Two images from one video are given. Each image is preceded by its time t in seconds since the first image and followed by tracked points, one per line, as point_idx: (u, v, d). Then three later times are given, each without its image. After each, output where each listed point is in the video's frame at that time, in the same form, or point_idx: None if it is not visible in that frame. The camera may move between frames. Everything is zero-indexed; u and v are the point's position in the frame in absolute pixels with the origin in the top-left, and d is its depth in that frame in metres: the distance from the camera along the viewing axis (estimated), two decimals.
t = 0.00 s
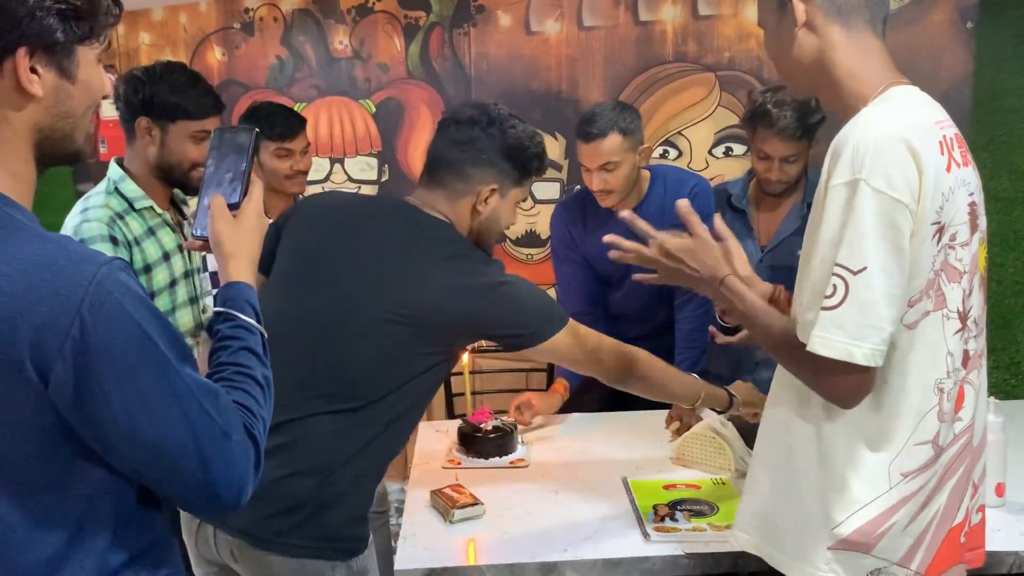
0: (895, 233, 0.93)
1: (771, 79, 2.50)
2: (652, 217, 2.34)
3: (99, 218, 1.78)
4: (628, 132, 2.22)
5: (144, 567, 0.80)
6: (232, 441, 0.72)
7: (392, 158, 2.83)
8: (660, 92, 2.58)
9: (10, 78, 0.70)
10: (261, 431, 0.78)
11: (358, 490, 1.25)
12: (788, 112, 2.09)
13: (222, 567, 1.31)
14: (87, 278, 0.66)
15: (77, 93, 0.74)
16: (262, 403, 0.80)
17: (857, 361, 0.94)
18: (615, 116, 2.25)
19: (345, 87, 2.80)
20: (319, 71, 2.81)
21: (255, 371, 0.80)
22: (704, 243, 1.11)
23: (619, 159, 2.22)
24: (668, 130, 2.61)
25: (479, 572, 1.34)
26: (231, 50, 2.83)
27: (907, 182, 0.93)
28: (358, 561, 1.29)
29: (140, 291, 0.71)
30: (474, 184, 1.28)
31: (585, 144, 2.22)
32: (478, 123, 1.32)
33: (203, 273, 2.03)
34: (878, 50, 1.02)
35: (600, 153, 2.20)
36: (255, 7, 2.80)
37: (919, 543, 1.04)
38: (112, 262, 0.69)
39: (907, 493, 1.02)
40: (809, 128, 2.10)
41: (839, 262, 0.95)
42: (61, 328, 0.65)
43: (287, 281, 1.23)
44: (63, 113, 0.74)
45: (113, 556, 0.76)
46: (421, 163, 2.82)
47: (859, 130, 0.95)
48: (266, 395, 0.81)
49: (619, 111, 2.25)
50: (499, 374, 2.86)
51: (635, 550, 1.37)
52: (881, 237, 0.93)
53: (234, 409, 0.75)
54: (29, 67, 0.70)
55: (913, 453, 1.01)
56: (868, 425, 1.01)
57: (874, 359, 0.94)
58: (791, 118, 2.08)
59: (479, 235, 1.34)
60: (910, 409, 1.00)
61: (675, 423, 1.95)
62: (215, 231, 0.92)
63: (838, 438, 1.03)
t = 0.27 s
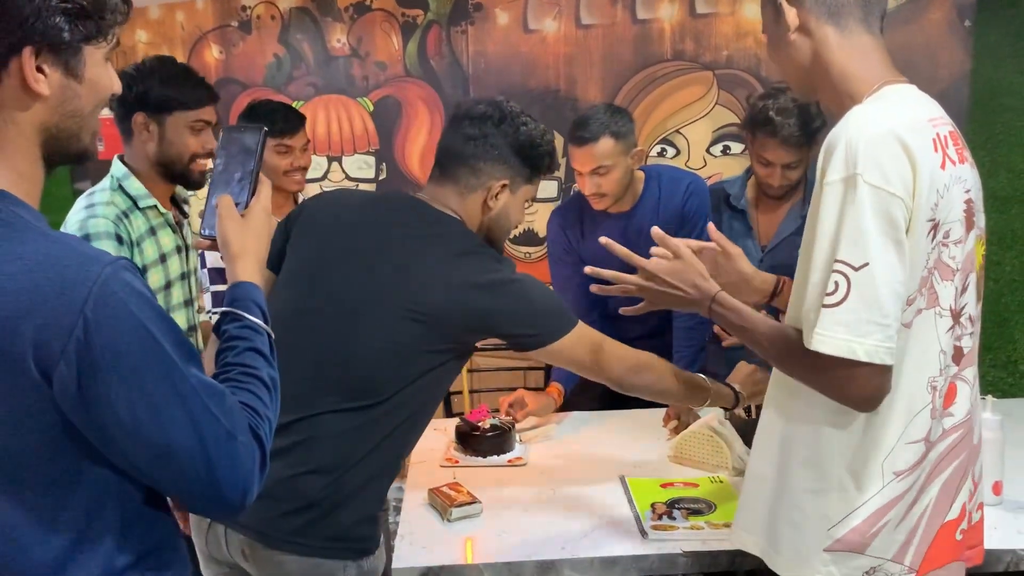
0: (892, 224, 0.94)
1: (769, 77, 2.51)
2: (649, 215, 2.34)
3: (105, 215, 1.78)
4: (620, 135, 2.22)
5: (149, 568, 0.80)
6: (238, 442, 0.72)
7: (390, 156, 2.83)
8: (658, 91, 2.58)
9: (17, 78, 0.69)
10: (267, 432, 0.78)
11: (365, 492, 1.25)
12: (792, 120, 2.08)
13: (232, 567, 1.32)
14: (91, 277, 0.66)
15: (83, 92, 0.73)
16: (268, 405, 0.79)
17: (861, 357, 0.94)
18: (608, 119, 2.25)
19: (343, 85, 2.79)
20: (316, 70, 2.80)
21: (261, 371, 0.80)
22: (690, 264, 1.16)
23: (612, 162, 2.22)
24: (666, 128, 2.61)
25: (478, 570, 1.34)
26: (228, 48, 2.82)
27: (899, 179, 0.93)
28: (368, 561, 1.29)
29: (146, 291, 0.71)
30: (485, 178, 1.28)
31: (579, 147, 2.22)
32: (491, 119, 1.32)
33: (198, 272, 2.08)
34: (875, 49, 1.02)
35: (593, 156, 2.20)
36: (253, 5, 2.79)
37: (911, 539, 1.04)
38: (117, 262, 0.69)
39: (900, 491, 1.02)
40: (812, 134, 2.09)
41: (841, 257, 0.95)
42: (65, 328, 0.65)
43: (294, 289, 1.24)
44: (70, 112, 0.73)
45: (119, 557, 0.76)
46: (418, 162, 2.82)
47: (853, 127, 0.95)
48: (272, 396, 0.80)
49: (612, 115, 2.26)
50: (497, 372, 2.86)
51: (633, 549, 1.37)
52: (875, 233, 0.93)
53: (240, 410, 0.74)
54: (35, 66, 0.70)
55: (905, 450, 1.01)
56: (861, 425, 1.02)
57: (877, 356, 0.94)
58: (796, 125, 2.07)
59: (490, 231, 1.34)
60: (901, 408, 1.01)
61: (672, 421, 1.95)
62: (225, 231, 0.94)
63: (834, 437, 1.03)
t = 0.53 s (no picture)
0: (889, 226, 0.94)
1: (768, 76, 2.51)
2: (648, 213, 2.35)
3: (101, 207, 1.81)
4: (617, 135, 2.22)
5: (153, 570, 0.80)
6: (243, 447, 0.73)
7: (388, 155, 2.82)
8: (657, 89, 2.58)
9: (25, 79, 0.69)
10: (273, 437, 0.78)
11: (366, 490, 1.25)
12: (799, 121, 2.06)
13: (240, 567, 1.34)
14: (97, 280, 0.65)
15: (93, 92, 0.73)
16: (275, 409, 0.79)
17: (853, 357, 0.94)
18: (605, 119, 2.25)
19: (341, 84, 2.79)
20: (315, 69, 2.80)
21: (268, 375, 0.80)
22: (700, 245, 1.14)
23: (609, 162, 2.21)
24: (665, 127, 2.61)
25: (476, 570, 1.34)
26: (227, 47, 2.82)
27: (901, 178, 0.93)
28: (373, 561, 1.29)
29: (152, 294, 0.71)
30: (474, 164, 1.28)
31: (576, 146, 2.22)
32: (477, 104, 1.33)
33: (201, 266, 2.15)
34: (877, 48, 1.02)
35: (591, 155, 2.20)
36: (251, 4, 2.79)
37: (913, 540, 1.04)
38: (123, 264, 0.69)
39: (902, 491, 1.02)
40: (820, 133, 2.09)
41: (836, 257, 0.95)
42: (69, 331, 0.64)
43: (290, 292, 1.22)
44: (79, 113, 0.73)
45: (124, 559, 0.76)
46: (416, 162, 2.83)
47: (856, 126, 0.95)
48: (278, 400, 0.81)
49: (609, 115, 2.26)
50: (495, 371, 2.86)
51: (631, 548, 1.37)
52: (874, 231, 0.94)
53: (246, 414, 0.75)
54: (43, 67, 0.69)
55: (907, 451, 1.01)
56: (862, 422, 1.02)
57: (871, 356, 0.94)
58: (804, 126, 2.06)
59: (481, 219, 1.33)
60: (905, 407, 1.00)
61: (671, 421, 1.96)
62: (232, 231, 0.93)
63: (835, 436, 1.03)
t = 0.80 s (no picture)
0: (902, 226, 0.93)
1: (768, 75, 2.50)
2: (648, 212, 2.35)
3: (110, 199, 1.89)
4: (617, 133, 2.22)
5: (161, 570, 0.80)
6: (257, 446, 0.73)
7: (388, 154, 2.82)
8: (657, 88, 2.58)
9: (40, 78, 0.69)
10: (286, 436, 0.78)
11: (370, 496, 1.24)
12: (800, 117, 2.05)
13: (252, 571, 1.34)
14: (114, 280, 0.65)
15: (107, 92, 0.73)
16: (288, 407, 0.79)
17: (865, 358, 0.94)
18: (605, 117, 2.25)
19: (341, 83, 2.79)
20: (314, 68, 2.79)
21: (282, 374, 0.80)
22: (696, 256, 1.16)
23: (610, 160, 2.21)
24: (665, 126, 2.62)
25: (476, 569, 1.34)
26: (227, 47, 2.82)
27: (911, 179, 0.93)
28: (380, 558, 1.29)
29: (168, 295, 0.71)
30: (463, 149, 1.28)
31: (576, 145, 2.21)
32: (474, 92, 1.33)
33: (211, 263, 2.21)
34: (880, 45, 1.02)
35: (590, 154, 2.20)
36: (251, 3, 2.78)
37: (912, 540, 1.04)
38: (139, 265, 0.69)
39: (903, 490, 1.02)
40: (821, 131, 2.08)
41: (847, 258, 0.95)
42: (85, 331, 0.64)
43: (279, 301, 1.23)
44: (93, 112, 0.73)
45: (133, 560, 0.76)
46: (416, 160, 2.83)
47: (864, 126, 0.95)
48: (291, 397, 0.81)
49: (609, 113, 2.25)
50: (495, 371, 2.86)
51: (632, 547, 1.37)
52: (887, 233, 0.93)
53: (260, 414, 0.75)
54: (58, 67, 0.69)
55: (908, 451, 1.01)
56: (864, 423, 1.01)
57: (882, 357, 0.94)
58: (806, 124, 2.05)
59: (462, 205, 1.35)
60: (905, 407, 1.00)
61: (672, 419, 1.96)
62: (248, 231, 0.93)
63: (835, 436, 1.03)
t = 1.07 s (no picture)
0: (907, 228, 0.93)
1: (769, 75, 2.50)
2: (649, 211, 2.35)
3: (113, 199, 1.90)
4: (617, 133, 2.21)
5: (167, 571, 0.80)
6: (290, 445, 0.77)
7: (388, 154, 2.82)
8: (658, 88, 2.58)
9: (63, 89, 0.71)
10: (322, 433, 0.83)
11: (369, 494, 1.26)
12: (780, 110, 2.07)
13: None
14: (137, 293, 0.68)
15: (130, 100, 0.75)
16: (323, 403, 0.85)
17: (871, 359, 0.94)
18: (605, 117, 2.24)
19: (341, 83, 2.78)
20: (315, 67, 2.79)
21: (320, 371, 0.86)
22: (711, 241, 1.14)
23: (609, 160, 2.21)
24: (666, 125, 2.62)
25: (477, 569, 1.34)
26: (227, 46, 2.82)
27: (918, 181, 0.93)
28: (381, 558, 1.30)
29: (191, 303, 0.73)
30: (440, 144, 1.26)
31: (575, 144, 2.21)
32: (450, 84, 1.31)
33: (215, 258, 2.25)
34: (883, 44, 1.01)
35: (590, 153, 2.19)
36: (251, 3, 2.78)
37: (918, 538, 1.04)
38: (160, 275, 0.72)
39: (910, 488, 1.02)
40: (797, 126, 2.09)
41: (852, 259, 0.95)
42: (111, 343, 0.67)
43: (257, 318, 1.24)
44: (115, 120, 0.75)
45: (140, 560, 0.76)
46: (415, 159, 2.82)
47: (872, 127, 0.95)
48: (329, 394, 0.86)
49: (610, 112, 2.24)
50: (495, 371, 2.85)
51: (632, 547, 1.37)
52: (894, 234, 0.93)
53: (292, 412, 0.79)
54: (81, 77, 0.71)
55: (915, 449, 1.01)
56: (871, 420, 1.01)
57: (887, 357, 0.94)
58: (789, 116, 2.06)
59: (437, 196, 1.33)
60: (913, 405, 1.00)
61: (672, 419, 1.96)
62: (296, 225, 1.00)
63: (840, 432, 1.03)
